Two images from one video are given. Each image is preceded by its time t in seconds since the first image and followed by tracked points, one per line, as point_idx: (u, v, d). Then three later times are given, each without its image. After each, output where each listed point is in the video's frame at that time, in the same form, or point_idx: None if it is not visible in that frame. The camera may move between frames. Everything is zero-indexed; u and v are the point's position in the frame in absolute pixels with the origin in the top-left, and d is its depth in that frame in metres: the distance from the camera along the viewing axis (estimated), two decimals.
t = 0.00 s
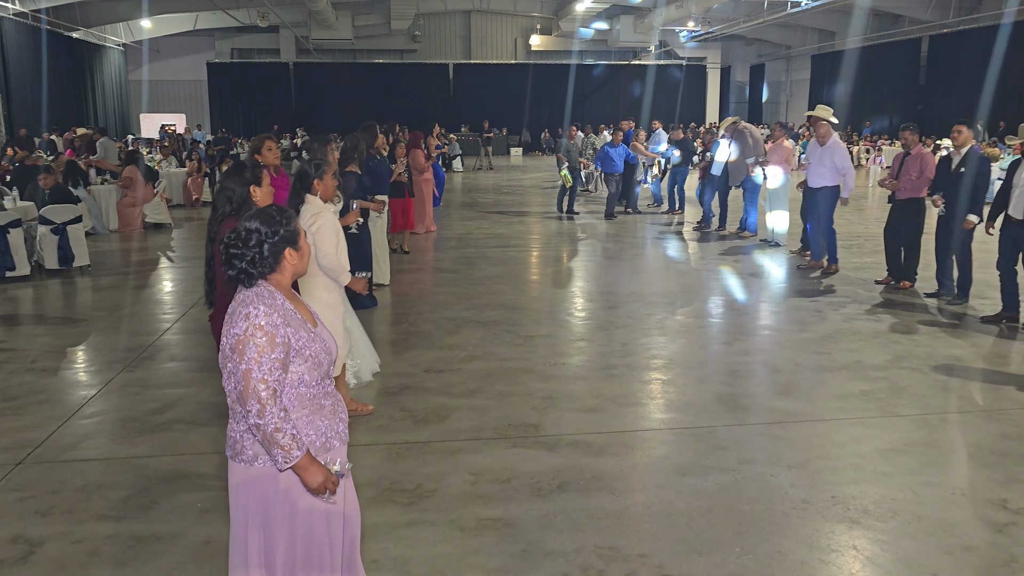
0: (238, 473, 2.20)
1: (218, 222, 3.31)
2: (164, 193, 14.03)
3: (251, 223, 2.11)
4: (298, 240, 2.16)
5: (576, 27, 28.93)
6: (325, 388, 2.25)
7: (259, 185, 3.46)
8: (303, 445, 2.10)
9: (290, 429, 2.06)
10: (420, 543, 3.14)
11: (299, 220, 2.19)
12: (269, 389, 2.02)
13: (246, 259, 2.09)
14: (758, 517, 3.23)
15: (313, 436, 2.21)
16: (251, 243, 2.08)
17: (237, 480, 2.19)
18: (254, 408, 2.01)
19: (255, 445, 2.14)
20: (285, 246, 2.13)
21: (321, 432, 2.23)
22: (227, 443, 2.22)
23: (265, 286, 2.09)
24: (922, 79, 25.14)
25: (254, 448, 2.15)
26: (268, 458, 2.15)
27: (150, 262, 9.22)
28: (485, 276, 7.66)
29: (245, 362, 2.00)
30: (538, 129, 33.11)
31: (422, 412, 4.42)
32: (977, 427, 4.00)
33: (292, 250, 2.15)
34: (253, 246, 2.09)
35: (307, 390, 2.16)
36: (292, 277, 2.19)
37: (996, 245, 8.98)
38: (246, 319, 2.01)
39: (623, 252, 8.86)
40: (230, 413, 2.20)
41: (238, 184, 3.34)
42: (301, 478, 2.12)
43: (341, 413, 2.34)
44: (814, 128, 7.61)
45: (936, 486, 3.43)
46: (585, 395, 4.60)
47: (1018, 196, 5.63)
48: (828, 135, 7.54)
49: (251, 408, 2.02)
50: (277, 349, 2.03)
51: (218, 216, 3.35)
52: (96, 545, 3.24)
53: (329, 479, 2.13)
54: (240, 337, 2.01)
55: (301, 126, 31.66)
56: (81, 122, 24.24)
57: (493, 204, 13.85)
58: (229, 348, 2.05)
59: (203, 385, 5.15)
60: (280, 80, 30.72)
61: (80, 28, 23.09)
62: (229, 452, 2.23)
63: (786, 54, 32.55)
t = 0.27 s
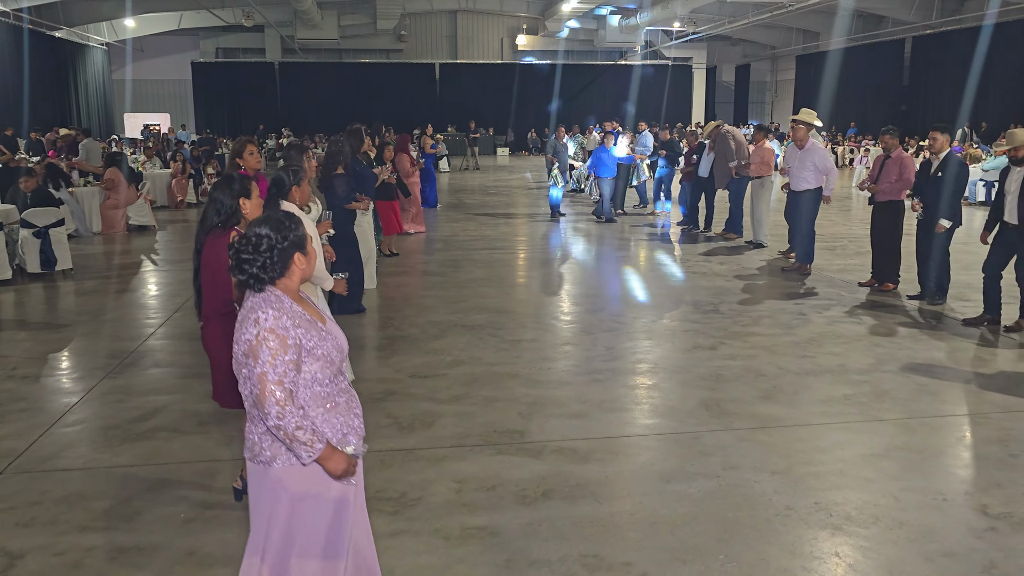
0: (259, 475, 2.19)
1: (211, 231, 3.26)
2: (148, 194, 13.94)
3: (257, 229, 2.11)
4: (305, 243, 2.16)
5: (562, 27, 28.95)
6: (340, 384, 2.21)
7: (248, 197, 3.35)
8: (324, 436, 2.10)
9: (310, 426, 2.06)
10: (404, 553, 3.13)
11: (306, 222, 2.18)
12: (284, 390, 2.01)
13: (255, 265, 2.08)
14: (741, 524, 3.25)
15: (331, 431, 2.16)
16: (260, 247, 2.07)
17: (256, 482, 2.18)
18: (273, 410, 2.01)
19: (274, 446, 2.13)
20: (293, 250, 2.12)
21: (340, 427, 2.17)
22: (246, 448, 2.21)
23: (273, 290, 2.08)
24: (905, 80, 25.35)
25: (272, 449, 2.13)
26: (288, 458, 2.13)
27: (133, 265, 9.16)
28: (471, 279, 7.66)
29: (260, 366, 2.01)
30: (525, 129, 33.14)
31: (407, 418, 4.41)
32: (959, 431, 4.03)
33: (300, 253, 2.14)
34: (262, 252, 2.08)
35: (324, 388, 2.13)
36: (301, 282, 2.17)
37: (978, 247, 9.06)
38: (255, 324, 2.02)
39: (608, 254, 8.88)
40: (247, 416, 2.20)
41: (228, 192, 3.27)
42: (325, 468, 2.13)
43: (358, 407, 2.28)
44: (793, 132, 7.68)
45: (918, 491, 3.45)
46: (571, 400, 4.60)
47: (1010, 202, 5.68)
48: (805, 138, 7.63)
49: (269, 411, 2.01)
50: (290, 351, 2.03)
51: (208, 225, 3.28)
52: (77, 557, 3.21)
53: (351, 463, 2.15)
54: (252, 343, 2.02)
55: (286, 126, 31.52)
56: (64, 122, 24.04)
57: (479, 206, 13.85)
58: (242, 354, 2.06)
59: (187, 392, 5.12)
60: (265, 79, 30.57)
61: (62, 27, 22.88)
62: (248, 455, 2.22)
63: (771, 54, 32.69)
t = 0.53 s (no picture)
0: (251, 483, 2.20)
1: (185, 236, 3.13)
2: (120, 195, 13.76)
3: (243, 238, 2.07)
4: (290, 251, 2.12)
5: (538, 27, 28.97)
6: (326, 392, 2.17)
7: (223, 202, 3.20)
8: (308, 449, 2.06)
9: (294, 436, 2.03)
10: (378, 563, 3.11)
11: (291, 229, 2.14)
12: (269, 401, 1.98)
13: (240, 274, 2.04)
14: (714, 529, 3.27)
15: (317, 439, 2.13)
16: (246, 256, 2.04)
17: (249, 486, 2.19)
18: (256, 420, 1.98)
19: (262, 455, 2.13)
20: (279, 257, 2.09)
21: (327, 434, 2.14)
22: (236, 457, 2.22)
23: (259, 299, 2.05)
24: (878, 81, 25.66)
25: (261, 458, 2.14)
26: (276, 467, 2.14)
27: (104, 267, 9.03)
28: (447, 281, 7.63)
29: (244, 376, 1.97)
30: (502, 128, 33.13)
31: (381, 425, 4.39)
32: (928, 434, 4.08)
33: (285, 261, 2.10)
34: (249, 259, 2.04)
35: (310, 396, 2.10)
36: (287, 288, 2.14)
37: (948, 247, 9.19)
38: (240, 334, 1.98)
39: (584, 256, 8.89)
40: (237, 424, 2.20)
41: (200, 197, 3.12)
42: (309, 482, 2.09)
43: (346, 415, 2.25)
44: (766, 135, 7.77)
45: (888, 495, 3.49)
46: (545, 405, 4.60)
47: (983, 207, 5.80)
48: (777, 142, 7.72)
49: (253, 422, 1.98)
50: (275, 360, 1.99)
51: (181, 231, 3.15)
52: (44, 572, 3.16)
53: (334, 480, 2.11)
54: (237, 352, 1.98)
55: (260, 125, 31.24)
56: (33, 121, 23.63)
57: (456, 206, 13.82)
58: (228, 363, 2.02)
59: (158, 399, 5.05)
60: (238, 77, 30.26)
61: (31, 23, 22.47)
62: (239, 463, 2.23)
63: (746, 54, 32.91)
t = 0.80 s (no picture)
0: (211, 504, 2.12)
1: (150, 245, 3.17)
2: (86, 194, 13.53)
3: (204, 256, 2.04)
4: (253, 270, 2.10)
5: (510, 26, 29.05)
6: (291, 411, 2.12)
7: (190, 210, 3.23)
8: (271, 470, 2.01)
9: (258, 456, 1.97)
10: (347, 570, 3.08)
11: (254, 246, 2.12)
12: (232, 419, 1.94)
13: (202, 293, 2.01)
14: (684, 533, 3.29)
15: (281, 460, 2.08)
16: (208, 273, 2.01)
17: (212, 511, 2.11)
18: (219, 439, 1.93)
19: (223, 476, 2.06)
20: (242, 275, 2.06)
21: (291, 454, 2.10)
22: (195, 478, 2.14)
23: (222, 317, 2.02)
24: (844, 81, 26.11)
25: (222, 480, 2.07)
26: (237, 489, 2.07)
27: (68, 269, 8.87)
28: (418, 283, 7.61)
29: (207, 394, 1.92)
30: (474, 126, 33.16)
31: (351, 430, 4.35)
32: (893, 435, 4.15)
33: (248, 280, 2.08)
34: (212, 277, 2.02)
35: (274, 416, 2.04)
36: (248, 307, 2.11)
37: (912, 247, 9.36)
38: (203, 351, 1.94)
39: (556, 256, 8.91)
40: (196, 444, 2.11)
41: (166, 205, 3.15)
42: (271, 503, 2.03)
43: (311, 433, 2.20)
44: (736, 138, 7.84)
45: (854, 496, 3.54)
46: (517, 408, 4.60)
47: (947, 206, 5.93)
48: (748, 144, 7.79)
49: (216, 441, 1.94)
50: (239, 378, 1.95)
51: (146, 239, 3.19)
52: None
53: (297, 499, 2.04)
54: (199, 370, 1.93)
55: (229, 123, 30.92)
56: None
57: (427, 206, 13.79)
58: (189, 382, 1.97)
59: (123, 405, 4.97)
60: (207, 74, 29.92)
61: None
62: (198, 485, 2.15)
63: (716, 54, 33.24)
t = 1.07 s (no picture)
0: (145, 516, 2.04)
1: (115, 251, 3.23)
2: (58, 193, 13.33)
3: (152, 257, 2.03)
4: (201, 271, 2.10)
5: (489, 24, 28.99)
6: (237, 419, 2.09)
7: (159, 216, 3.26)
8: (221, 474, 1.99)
9: (208, 459, 1.94)
10: (323, 572, 3.06)
11: (201, 250, 2.12)
12: (183, 420, 1.90)
13: (151, 294, 1.99)
14: (659, 532, 3.31)
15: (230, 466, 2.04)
16: (155, 275, 2.00)
17: (144, 521, 2.03)
18: (169, 441, 1.89)
19: (165, 484, 2.00)
20: (188, 277, 2.06)
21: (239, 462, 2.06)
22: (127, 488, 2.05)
23: (171, 318, 2.00)
24: (820, 81, 26.36)
25: (165, 487, 2.00)
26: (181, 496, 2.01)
27: (39, 269, 8.73)
28: (396, 282, 7.58)
29: (157, 395, 1.89)
30: (453, 124, 33.11)
31: (327, 431, 4.33)
32: (865, 432, 4.20)
33: (196, 281, 2.09)
34: (158, 278, 2.00)
35: (222, 423, 2.01)
36: (194, 311, 2.10)
37: (886, 246, 9.47)
38: (153, 351, 1.91)
39: (534, 255, 8.92)
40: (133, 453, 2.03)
41: (133, 209, 3.21)
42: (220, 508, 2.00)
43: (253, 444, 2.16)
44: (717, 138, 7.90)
45: (827, 494, 3.58)
46: (494, 408, 4.60)
47: (920, 205, 6.03)
48: (730, 143, 7.84)
49: (166, 443, 1.89)
50: (190, 380, 1.92)
51: (113, 243, 3.24)
52: None
53: (249, 504, 2.02)
54: (149, 370, 1.90)
55: (205, 121, 30.62)
56: None
57: (404, 204, 13.73)
58: (134, 385, 1.92)
59: (96, 408, 4.91)
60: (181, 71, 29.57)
61: None
62: (129, 497, 2.06)
63: (693, 53, 33.34)
